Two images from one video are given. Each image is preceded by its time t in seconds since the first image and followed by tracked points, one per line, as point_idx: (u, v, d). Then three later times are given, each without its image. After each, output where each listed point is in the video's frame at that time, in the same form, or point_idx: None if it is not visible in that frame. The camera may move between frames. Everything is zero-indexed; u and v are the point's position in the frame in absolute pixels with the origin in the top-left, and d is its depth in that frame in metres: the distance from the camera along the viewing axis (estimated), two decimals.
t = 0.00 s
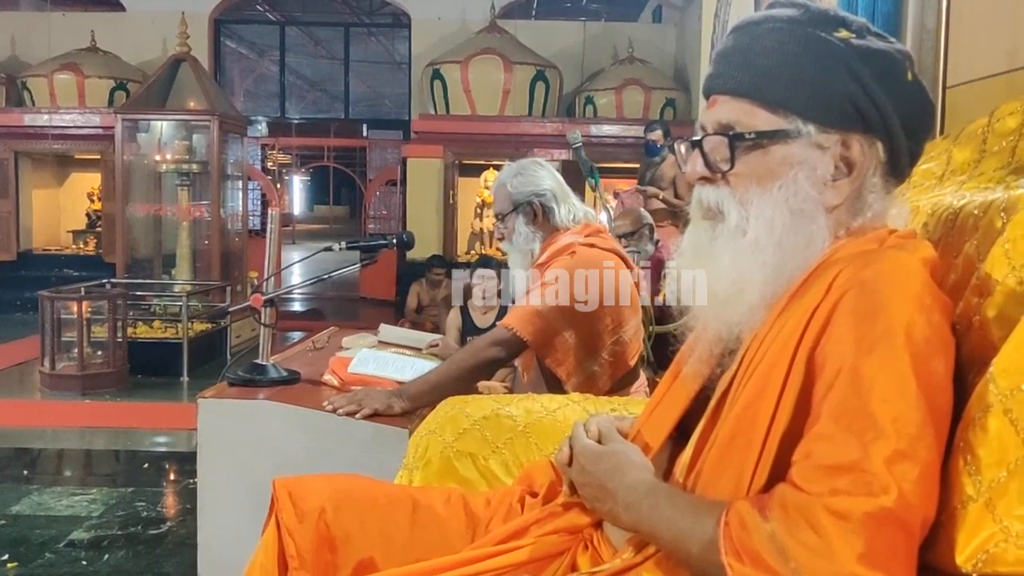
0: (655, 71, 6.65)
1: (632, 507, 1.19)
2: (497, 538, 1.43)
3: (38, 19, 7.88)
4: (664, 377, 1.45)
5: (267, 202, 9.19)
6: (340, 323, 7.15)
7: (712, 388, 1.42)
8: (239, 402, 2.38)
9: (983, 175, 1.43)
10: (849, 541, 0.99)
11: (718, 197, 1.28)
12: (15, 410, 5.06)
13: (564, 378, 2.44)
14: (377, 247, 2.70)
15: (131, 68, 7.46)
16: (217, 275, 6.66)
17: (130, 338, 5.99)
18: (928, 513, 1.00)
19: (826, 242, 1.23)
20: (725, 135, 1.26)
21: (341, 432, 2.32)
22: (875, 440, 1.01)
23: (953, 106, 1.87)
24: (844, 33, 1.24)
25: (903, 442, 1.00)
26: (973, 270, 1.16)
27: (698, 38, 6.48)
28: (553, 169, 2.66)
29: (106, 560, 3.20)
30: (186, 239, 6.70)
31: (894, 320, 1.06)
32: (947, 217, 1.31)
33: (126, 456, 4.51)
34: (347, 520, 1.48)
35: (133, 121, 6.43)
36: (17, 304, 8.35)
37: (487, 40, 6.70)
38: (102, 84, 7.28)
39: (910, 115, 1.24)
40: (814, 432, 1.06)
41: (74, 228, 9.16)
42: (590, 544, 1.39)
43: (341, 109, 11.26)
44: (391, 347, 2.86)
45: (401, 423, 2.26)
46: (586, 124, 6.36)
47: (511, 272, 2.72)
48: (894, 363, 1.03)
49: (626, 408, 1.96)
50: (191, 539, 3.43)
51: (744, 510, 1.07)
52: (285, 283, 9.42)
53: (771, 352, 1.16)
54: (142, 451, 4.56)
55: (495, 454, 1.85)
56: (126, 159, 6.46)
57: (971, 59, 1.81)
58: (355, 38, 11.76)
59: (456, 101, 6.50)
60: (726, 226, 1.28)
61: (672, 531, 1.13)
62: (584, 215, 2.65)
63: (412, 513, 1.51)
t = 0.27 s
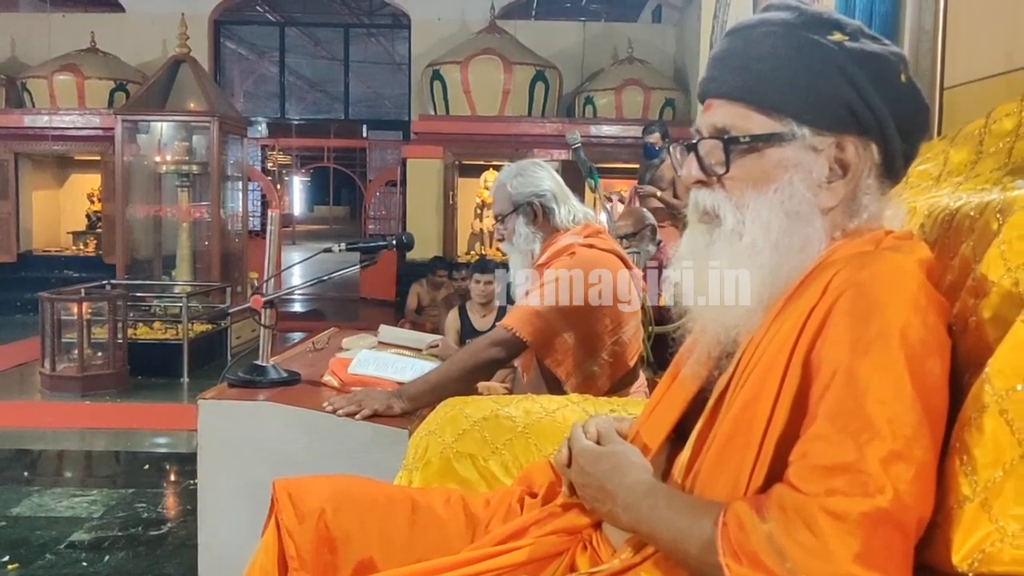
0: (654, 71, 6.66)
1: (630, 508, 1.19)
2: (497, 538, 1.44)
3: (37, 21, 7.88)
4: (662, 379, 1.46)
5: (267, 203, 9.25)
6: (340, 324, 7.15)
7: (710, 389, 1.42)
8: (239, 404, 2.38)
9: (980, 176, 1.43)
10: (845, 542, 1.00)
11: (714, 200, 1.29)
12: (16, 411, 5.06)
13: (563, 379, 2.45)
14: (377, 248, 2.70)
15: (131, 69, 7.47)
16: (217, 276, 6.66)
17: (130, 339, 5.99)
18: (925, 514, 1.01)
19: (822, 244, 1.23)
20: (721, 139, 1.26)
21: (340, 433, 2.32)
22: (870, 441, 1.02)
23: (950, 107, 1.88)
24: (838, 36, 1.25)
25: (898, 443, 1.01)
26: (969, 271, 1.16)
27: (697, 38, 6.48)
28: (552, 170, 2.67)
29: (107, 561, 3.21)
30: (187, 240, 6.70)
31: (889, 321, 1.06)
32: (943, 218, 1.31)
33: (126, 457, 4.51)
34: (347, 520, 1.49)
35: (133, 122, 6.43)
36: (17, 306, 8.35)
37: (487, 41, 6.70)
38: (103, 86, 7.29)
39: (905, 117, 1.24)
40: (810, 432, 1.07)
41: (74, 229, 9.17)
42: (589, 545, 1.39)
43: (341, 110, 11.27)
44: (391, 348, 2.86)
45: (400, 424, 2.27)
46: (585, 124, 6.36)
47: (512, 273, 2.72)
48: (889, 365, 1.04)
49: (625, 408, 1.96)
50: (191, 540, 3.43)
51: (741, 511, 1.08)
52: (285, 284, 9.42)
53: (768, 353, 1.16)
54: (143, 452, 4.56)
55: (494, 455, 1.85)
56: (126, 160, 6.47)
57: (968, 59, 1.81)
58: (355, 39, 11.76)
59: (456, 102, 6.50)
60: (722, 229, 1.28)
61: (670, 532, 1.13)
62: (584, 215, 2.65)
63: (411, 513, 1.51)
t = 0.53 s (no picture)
0: (653, 71, 6.66)
1: (629, 510, 1.19)
2: (496, 542, 1.43)
3: (35, 24, 7.88)
4: (660, 381, 1.45)
5: (267, 206, 9.30)
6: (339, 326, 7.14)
7: (709, 392, 1.42)
8: (238, 407, 2.38)
9: (978, 176, 1.43)
10: (844, 544, 0.99)
11: (711, 202, 1.28)
12: (15, 415, 5.06)
13: (563, 380, 2.44)
14: (375, 250, 2.69)
15: (129, 71, 7.46)
16: (217, 279, 6.66)
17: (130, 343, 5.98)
18: (924, 515, 1.00)
19: (820, 245, 1.23)
20: (718, 141, 1.26)
21: (339, 435, 2.31)
22: (868, 442, 1.01)
23: (949, 105, 1.87)
24: (835, 36, 1.24)
25: (896, 445, 1.01)
26: (967, 271, 1.16)
27: (696, 37, 6.48)
28: (550, 171, 2.66)
29: (107, 564, 3.20)
30: (186, 242, 6.70)
31: (887, 322, 1.06)
32: (941, 218, 1.30)
33: (126, 460, 4.50)
34: (345, 525, 1.48)
35: (131, 125, 6.43)
36: (16, 309, 8.34)
37: (485, 41, 6.68)
38: (101, 88, 7.29)
39: (902, 118, 1.24)
40: (808, 434, 1.07)
41: (73, 232, 9.16)
42: (587, 547, 1.39)
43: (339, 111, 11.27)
44: (389, 350, 2.86)
45: (400, 426, 2.27)
46: (584, 124, 6.35)
47: (512, 275, 2.72)
48: (887, 365, 1.03)
49: (624, 410, 1.96)
50: (191, 543, 3.43)
51: (740, 513, 1.08)
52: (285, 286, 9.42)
53: (766, 354, 1.16)
54: (142, 456, 4.55)
55: (492, 457, 1.86)
56: (124, 163, 6.46)
57: (967, 58, 1.81)
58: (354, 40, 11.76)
59: (454, 103, 6.46)
60: (720, 231, 1.28)
61: (669, 534, 1.13)
62: (583, 216, 2.65)
63: (409, 517, 1.51)
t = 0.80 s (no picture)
0: (652, 70, 6.66)
1: (629, 508, 1.19)
2: (496, 540, 1.44)
3: (35, 25, 7.89)
4: (659, 379, 1.46)
5: (267, 206, 9.32)
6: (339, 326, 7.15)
7: (707, 390, 1.42)
8: (238, 407, 2.38)
9: (977, 174, 1.43)
10: (843, 542, 1.00)
11: (714, 201, 1.28)
12: (16, 416, 5.06)
13: (563, 380, 2.45)
14: (375, 251, 2.69)
15: (129, 72, 7.46)
16: (217, 279, 6.66)
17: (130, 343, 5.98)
18: (923, 513, 1.00)
19: (822, 245, 1.23)
20: (721, 141, 1.26)
21: (339, 435, 2.32)
22: (868, 441, 1.01)
23: (948, 105, 1.88)
24: (837, 36, 1.25)
25: (896, 443, 1.01)
26: (966, 270, 1.16)
27: (695, 37, 6.48)
28: (549, 171, 2.67)
29: (107, 565, 3.20)
30: (186, 243, 6.70)
31: (887, 320, 1.06)
32: (941, 217, 1.31)
33: (127, 461, 4.50)
34: (346, 525, 1.49)
35: (131, 125, 6.43)
36: (16, 310, 8.34)
37: (485, 41, 6.68)
38: (101, 89, 7.29)
39: (903, 117, 1.25)
40: (808, 433, 1.07)
41: (73, 233, 9.17)
42: (588, 546, 1.39)
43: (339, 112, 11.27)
44: (390, 350, 2.86)
45: (400, 426, 2.27)
46: (584, 124, 6.35)
47: (511, 276, 2.72)
48: (887, 364, 1.04)
49: (624, 409, 1.96)
50: (191, 543, 3.43)
51: (739, 512, 1.08)
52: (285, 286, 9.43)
53: (765, 353, 1.16)
54: (143, 456, 4.56)
55: (493, 457, 1.86)
56: (124, 163, 6.47)
57: (966, 57, 1.81)
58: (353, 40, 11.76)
59: (454, 103, 6.46)
60: (723, 231, 1.27)
61: (670, 533, 1.13)
62: (581, 216, 2.66)
63: (410, 516, 1.51)
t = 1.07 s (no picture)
0: (652, 70, 6.66)
1: (629, 506, 1.19)
2: (496, 539, 1.44)
3: (35, 25, 7.89)
4: (658, 376, 1.46)
5: (266, 206, 9.31)
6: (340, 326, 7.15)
7: (707, 388, 1.43)
8: (239, 406, 2.38)
9: (976, 174, 1.43)
10: (843, 542, 1.00)
11: (718, 200, 1.28)
12: (16, 416, 5.06)
13: (563, 379, 2.45)
14: (375, 250, 2.69)
15: (128, 72, 7.47)
16: (217, 279, 6.67)
17: (130, 343, 5.98)
18: (923, 513, 1.01)
19: (825, 245, 1.24)
20: (727, 140, 1.26)
21: (339, 435, 2.32)
22: (869, 441, 1.02)
23: (948, 104, 1.87)
24: (843, 36, 1.25)
25: (897, 443, 1.01)
26: (967, 269, 1.16)
27: (695, 37, 6.48)
28: (548, 172, 2.67)
29: (107, 565, 3.20)
30: (186, 242, 6.69)
31: (887, 320, 1.06)
32: (941, 216, 1.31)
33: (126, 461, 4.51)
34: (347, 524, 1.49)
35: (131, 125, 6.43)
36: (16, 310, 8.35)
37: (485, 41, 6.68)
38: (101, 89, 7.29)
39: (908, 115, 1.25)
40: (808, 432, 1.07)
41: (73, 233, 9.17)
42: (588, 544, 1.40)
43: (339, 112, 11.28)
44: (390, 350, 2.86)
45: (400, 426, 2.27)
46: (584, 124, 6.35)
47: (511, 277, 2.72)
48: (888, 364, 1.04)
49: (623, 408, 1.97)
50: (191, 543, 3.43)
51: (740, 510, 1.08)
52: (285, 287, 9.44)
53: (765, 352, 1.16)
54: (143, 456, 4.56)
55: (493, 456, 1.86)
56: (124, 163, 6.46)
57: (966, 57, 1.81)
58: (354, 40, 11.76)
59: (454, 103, 6.46)
60: (728, 231, 1.27)
61: (670, 531, 1.13)
62: (580, 217, 2.66)
63: (410, 516, 1.51)
